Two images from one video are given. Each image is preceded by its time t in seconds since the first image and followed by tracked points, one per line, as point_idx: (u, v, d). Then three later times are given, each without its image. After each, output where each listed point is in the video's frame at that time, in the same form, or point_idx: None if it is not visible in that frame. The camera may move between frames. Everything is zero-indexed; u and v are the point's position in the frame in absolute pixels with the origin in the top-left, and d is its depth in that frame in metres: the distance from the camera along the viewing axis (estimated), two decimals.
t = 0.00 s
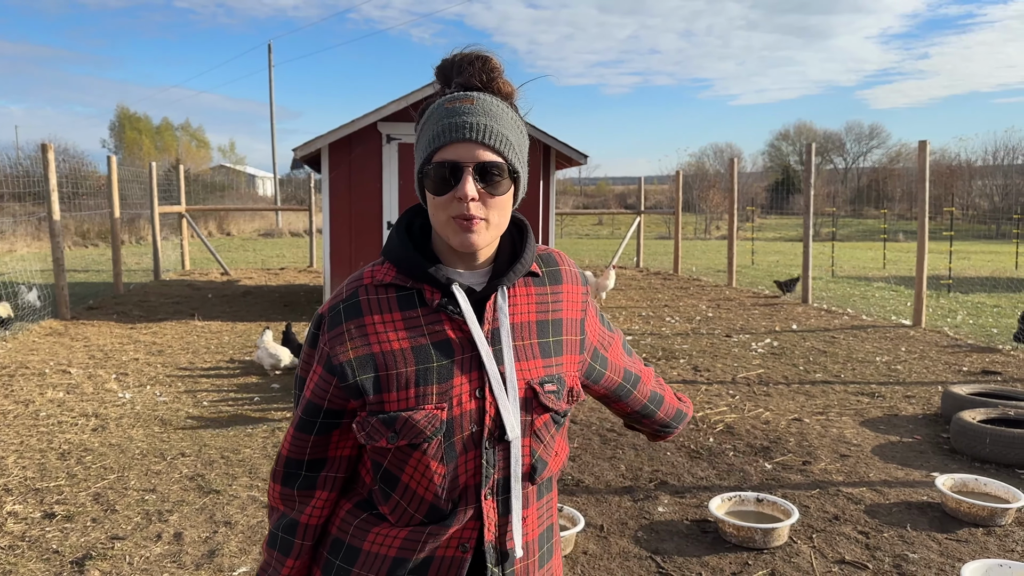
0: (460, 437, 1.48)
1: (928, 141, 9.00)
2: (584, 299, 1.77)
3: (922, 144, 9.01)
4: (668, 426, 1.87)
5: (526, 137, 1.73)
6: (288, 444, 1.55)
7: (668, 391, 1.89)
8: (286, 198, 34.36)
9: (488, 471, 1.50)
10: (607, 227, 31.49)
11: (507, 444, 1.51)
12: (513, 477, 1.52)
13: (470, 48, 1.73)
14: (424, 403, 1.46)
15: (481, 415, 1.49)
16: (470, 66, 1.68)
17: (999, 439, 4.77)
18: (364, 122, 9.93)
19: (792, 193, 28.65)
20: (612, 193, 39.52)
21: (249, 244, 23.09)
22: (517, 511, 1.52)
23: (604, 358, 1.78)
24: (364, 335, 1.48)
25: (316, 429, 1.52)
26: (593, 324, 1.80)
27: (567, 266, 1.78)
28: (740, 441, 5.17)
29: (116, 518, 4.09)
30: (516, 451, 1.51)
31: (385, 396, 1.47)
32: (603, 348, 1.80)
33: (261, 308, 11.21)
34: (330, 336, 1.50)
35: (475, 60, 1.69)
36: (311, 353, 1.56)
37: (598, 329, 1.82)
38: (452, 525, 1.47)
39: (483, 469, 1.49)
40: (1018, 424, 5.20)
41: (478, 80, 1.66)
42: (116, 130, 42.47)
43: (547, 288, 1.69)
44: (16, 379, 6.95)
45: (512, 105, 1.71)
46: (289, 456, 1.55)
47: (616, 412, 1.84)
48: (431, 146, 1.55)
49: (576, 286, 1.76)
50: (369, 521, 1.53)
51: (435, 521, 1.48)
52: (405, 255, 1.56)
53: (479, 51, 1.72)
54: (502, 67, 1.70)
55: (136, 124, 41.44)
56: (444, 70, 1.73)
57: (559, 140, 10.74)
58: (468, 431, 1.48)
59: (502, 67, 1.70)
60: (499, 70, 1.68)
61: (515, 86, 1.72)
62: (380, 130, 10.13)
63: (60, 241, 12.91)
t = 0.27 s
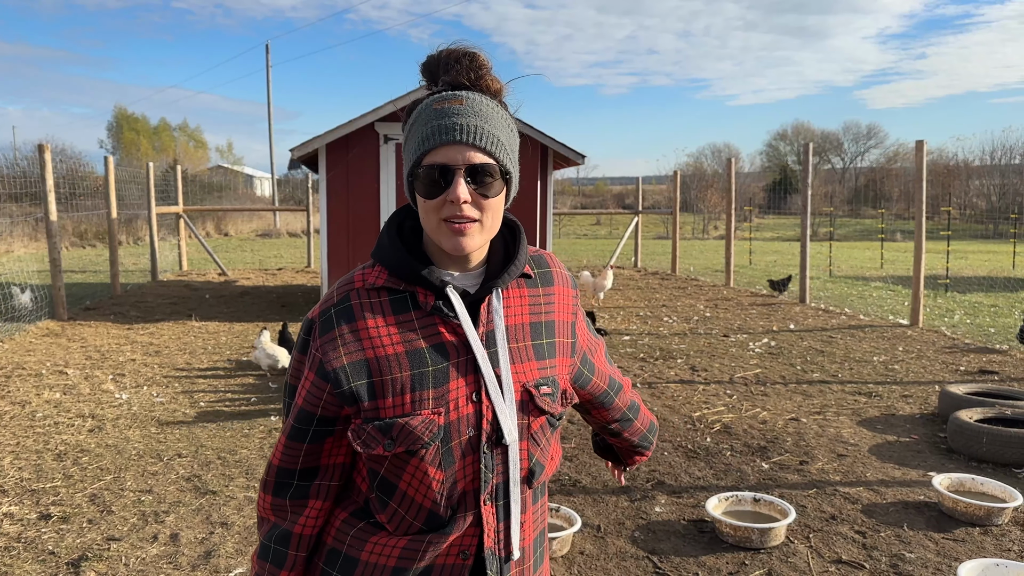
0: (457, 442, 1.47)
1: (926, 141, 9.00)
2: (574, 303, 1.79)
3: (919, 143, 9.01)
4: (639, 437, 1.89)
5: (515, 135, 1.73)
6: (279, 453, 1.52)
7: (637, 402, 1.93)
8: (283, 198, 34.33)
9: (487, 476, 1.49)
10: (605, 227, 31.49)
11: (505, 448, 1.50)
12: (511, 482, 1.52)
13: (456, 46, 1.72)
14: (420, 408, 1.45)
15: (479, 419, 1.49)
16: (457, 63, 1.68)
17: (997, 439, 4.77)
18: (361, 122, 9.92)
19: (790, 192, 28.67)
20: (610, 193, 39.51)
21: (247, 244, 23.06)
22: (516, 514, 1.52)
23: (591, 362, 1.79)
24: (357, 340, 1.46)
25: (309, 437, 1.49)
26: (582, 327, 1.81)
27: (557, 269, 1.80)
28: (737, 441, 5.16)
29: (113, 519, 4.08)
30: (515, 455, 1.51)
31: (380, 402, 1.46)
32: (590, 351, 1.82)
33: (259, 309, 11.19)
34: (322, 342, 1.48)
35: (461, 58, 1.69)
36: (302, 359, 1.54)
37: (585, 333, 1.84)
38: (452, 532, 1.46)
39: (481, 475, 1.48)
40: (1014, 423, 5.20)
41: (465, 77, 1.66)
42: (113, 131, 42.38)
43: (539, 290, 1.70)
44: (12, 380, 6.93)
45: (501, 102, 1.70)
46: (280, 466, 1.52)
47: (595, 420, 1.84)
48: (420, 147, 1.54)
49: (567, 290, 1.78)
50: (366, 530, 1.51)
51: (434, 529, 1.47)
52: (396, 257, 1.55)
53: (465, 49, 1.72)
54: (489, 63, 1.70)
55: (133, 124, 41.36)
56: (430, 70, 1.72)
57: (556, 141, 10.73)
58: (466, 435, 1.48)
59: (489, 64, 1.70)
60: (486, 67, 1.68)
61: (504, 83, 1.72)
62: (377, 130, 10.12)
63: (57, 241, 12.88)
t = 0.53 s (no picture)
0: (454, 445, 1.46)
1: (925, 141, 9.00)
2: (572, 306, 1.78)
3: (919, 144, 9.01)
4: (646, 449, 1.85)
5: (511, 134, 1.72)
6: (275, 457, 1.51)
7: (651, 413, 1.88)
8: (283, 199, 34.33)
9: (485, 478, 1.49)
10: (605, 227, 31.48)
11: (502, 450, 1.49)
12: (509, 484, 1.51)
13: (451, 47, 1.72)
14: (417, 410, 1.45)
15: (476, 421, 1.49)
16: (452, 63, 1.67)
17: (996, 439, 4.76)
18: (361, 122, 9.91)
19: (790, 193, 28.68)
20: (609, 193, 39.52)
21: (246, 245, 23.06)
22: (514, 518, 1.51)
23: (589, 368, 1.78)
24: (353, 342, 1.46)
25: (305, 439, 1.48)
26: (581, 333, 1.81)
27: (555, 271, 1.79)
28: (736, 441, 5.16)
29: (111, 520, 4.07)
30: (513, 458, 1.50)
31: (377, 404, 1.45)
32: (589, 357, 1.81)
33: (258, 309, 11.18)
34: (318, 344, 1.47)
35: (456, 58, 1.68)
36: (297, 362, 1.54)
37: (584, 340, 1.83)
38: (450, 535, 1.45)
39: (479, 477, 1.47)
40: (1014, 424, 5.20)
41: (460, 77, 1.65)
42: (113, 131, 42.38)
43: (537, 291, 1.69)
44: (11, 381, 6.92)
45: (497, 103, 1.70)
46: (276, 469, 1.51)
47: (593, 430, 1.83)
48: (415, 147, 1.54)
49: (565, 291, 1.77)
50: (363, 533, 1.51)
51: (431, 532, 1.46)
52: (392, 258, 1.55)
53: (461, 49, 1.72)
54: (485, 63, 1.70)
55: (133, 125, 41.35)
56: (426, 70, 1.72)
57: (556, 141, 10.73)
58: (463, 437, 1.47)
59: (485, 63, 1.69)
60: (482, 67, 1.68)
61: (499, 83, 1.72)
62: (376, 130, 10.11)
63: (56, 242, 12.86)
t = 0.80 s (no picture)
0: (457, 442, 1.47)
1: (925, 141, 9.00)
2: (572, 305, 1.78)
3: (919, 144, 9.01)
4: (656, 442, 1.85)
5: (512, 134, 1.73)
6: (277, 456, 1.51)
7: (661, 405, 1.87)
8: (283, 199, 34.34)
9: (487, 476, 1.49)
10: (605, 228, 31.48)
11: (504, 448, 1.50)
12: (511, 482, 1.51)
13: (452, 46, 1.72)
14: (420, 408, 1.45)
15: (479, 419, 1.49)
16: (454, 63, 1.68)
17: (996, 439, 4.76)
18: (361, 123, 9.92)
19: (790, 193, 28.66)
20: (610, 194, 39.52)
21: (247, 245, 23.07)
22: (515, 516, 1.51)
23: (589, 366, 1.79)
24: (357, 340, 1.46)
25: (308, 438, 1.48)
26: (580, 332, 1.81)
27: (555, 270, 1.80)
28: (737, 441, 5.16)
29: (112, 520, 4.08)
30: (515, 455, 1.51)
31: (380, 403, 1.46)
32: (589, 356, 1.81)
33: (258, 310, 11.18)
34: (320, 342, 1.47)
35: (458, 58, 1.69)
36: (299, 360, 1.53)
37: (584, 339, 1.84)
38: (453, 533, 1.46)
39: (481, 474, 1.48)
40: (1015, 424, 5.19)
41: (462, 77, 1.66)
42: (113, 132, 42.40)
43: (537, 290, 1.70)
44: (12, 381, 6.92)
45: (498, 102, 1.70)
46: (278, 469, 1.50)
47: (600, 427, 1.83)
48: (418, 146, 1.54)
49: (564, 290, 1.78)
50: (365, 532, 1.51)
51: (434, 531, 1.46)
52: (395, 257, 1.55)
53: (462, 49, 1.72)
54: (486, 64, 1.70)
55: (133, 125, 41.36)
56: (428, 70, 1.72)
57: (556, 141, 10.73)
58: (466, 435, 1.48)
59: (486, 64, 1.70)
60: (483, 67, 1.68)
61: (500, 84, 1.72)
62: (377, 131, 10.12)
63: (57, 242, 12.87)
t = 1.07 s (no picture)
0: (458, 443, 1.47)
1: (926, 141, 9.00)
2: (567, 306, 1.79)
3: (920, 144, 9.02)
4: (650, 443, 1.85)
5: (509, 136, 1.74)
6: (277, 458, 1.51)
7: (653, 405, 1.87)
8: (285, 201, 34.38)
9: (488, 475, 1.49)
10: (606, 228, 31.49)
11: (505, 447, 1.51)
12: (512, 481, 1.52)
13: (448, 51, 1.73)
14: (421, 409, 1.46)
15: (479, 419, 1.50)
16: (451, 67, 1.68)
17: (997, 440, 4.77)
18: (362, 124, 9.93)
19: (791, 194, 28.67)
20: (611, 195, 39.53)
21: (248, 246, 23.08)
22: (516, 515, 1.52)
23: (583, 368, 1.79)
24: (357, 342, 1.46)
25: (308, 440, 1.48)
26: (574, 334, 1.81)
27: (550, 272, 1.81)
28: (738, 442, 5.16)
29: (113, 521, 4.08)
30: (515, 455, 1.52)
31: (381, 404, 1.46)
32: (583, 357, 1.82)
33: (260, 311, 11.19)
34: (321, 344, 1.47)
35: (455, 62, 1.69)
36: (299, 362, 1.53)
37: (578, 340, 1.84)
38: (454, 533, 1.46)
39: (482, 473, 1.48)
40: (1016, 424, 5.19)
41: (460, 81, 1.66)
42: (115, 134, 42.47)
43: (534, 292, 1.71)
44: (13, 382, 6.93)
45: (496, 105, 1.71)
46: (279, 471, 1.50)
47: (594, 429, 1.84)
48: (416, 149, 1.54)
49: (559, 292, 1.79)
50: (366, 533, 1.51)
51: (435, 531, 1.47)
52: (394, 259, 1.55)
53: (459, 53, 1.73)
54: (483, 67, 1.71)
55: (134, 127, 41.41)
56: (424, 74, 1.73)
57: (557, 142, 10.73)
58: (467, 435, 1.49)
59: (483, 67, 1.71)
60: (480, 70, 1.69)
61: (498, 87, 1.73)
62: (378, 132, 10.13)
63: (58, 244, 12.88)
